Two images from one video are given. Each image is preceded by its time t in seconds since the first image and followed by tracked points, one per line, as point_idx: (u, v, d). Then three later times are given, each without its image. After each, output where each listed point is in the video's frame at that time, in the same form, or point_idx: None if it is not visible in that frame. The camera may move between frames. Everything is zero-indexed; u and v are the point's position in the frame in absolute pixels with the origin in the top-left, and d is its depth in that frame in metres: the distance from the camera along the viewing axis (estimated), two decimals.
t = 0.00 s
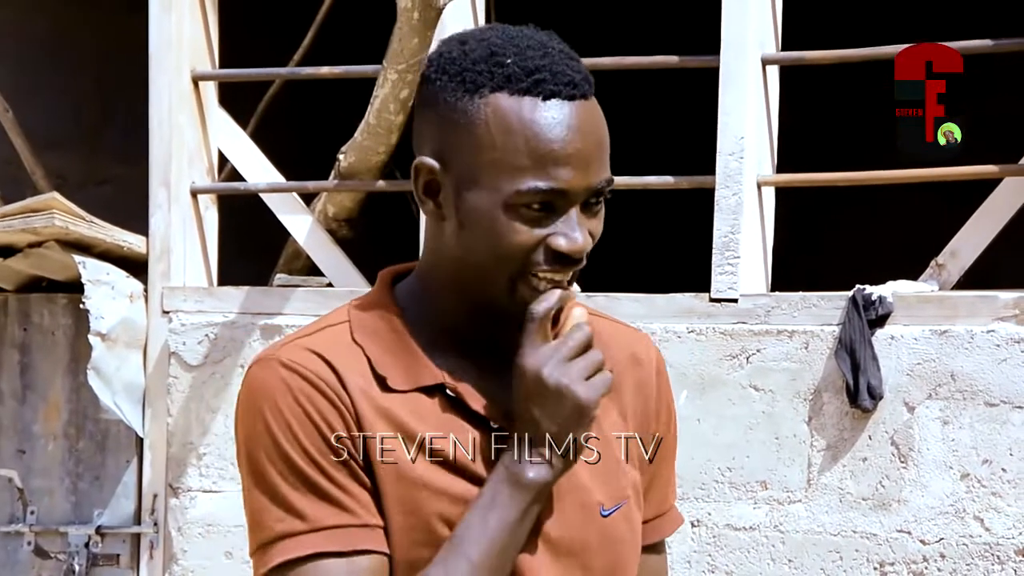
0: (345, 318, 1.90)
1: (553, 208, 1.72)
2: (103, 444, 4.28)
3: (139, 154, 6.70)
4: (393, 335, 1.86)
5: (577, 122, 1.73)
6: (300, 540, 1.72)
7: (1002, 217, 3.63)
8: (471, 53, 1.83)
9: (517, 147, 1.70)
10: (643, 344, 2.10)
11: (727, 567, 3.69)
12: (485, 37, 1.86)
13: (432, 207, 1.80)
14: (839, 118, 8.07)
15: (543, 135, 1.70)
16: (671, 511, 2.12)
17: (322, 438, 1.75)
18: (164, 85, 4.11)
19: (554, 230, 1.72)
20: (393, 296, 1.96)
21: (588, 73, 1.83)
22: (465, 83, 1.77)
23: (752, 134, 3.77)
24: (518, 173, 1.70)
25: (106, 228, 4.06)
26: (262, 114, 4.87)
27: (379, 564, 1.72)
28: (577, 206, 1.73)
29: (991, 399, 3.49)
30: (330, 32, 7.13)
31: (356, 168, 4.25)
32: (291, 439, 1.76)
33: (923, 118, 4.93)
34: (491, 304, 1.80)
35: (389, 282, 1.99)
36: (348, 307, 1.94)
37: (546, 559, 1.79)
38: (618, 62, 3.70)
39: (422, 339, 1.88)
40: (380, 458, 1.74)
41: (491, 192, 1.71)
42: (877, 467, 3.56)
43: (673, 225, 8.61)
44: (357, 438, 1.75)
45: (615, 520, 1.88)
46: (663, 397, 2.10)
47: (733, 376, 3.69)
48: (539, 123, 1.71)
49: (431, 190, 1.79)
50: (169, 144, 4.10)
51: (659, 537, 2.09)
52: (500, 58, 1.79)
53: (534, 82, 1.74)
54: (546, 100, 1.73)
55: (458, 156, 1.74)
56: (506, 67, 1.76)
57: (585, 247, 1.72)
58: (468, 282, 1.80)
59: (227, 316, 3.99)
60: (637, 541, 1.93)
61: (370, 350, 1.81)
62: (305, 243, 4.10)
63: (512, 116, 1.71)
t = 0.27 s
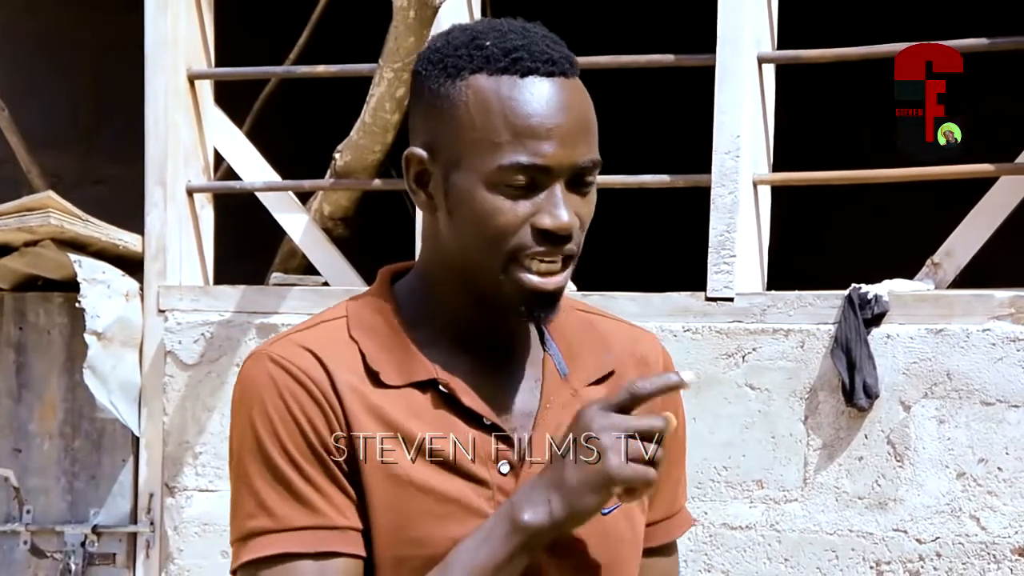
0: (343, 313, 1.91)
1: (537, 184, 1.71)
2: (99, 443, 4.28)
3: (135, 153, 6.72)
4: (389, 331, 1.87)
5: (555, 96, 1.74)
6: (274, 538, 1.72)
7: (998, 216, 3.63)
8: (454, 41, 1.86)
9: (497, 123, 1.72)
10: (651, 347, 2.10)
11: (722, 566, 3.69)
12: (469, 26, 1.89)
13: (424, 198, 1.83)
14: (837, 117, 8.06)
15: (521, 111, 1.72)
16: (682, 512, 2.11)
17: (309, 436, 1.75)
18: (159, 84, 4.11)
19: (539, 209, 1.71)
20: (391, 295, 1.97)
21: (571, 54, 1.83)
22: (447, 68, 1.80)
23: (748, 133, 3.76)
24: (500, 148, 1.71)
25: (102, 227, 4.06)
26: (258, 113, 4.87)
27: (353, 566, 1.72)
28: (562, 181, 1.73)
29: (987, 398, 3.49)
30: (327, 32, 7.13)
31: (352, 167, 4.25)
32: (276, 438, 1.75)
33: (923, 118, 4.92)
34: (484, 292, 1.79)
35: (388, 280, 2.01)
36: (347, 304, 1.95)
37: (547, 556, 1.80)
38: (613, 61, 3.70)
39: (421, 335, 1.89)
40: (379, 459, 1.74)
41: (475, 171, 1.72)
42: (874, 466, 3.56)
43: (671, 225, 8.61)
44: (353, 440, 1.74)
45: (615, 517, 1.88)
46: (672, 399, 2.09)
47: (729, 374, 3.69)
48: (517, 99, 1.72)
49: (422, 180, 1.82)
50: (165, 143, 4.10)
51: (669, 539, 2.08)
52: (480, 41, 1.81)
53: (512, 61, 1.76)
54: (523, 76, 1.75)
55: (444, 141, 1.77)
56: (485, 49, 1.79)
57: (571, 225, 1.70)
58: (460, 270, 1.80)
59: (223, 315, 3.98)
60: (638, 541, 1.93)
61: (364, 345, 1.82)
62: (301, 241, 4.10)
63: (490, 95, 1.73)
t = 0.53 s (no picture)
0: (341, 310, 1.93)
1: (529, 199, 1.71)
2: (99, 443, 4.28)
3: (135, 153, 6.72)
4: (384, 330, 1.88)
5: (555, 113, 1.73)
6: (266, 517, 1.73)
7: (999, 216, 3.62)
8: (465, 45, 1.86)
9: (496, 134, 1.72)
10: (657, 349, 2.08)
11: (722, 565, 3.68)
12: (482, 30, 1.88)
13: (424, 199, 1.84)
14: (836, 117, 8.06)
15: (520, 124, 1.72)
16: (697, 517, 2.08)
17: (297, 420, 1.76)
18: (160, 84, 4.11)
19: (529, 223, 1.71)
20: (391, 294, 1.98)
21: (579, 70, 1.82)
22: (454, 73, 1.80)
23: (749, 133, 3.76)
24: (495, 159, 1.71)
25: (103, 227, 4.06)
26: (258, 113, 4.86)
27: (343, 543, 1.71)
28: (555, 198, 1.72)
29: (987, 399, 3.49)
30: (327, 31, 7.13)
31: (353, 167, 4.24)
32: (264, 420, 1.77)
33: (923, 118, 4.92)
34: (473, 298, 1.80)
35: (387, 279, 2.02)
36: (345, 301, 1.96)
37: (530, 551, 1.82)
38: (614, 61, 3.70)
39: (421, 334, 1.90)
40: (378, 458, 1.75)
41: (470, 179, 1.73)
42: (874, 466, 3.56)
43: (671, 224, 8.61)
44: (354, 439, 1.75)
45: (605, 521, 1.88)
46: (676, 402, 2.08)
47: (729, 375, 3.69)
48: (516, 113, 1.72)
49: (424, 181, 1.83)
50: (166, 143, 4.10)
51: (684, 544, 2.05)
52: (488, 48, 1.81)
53: (515, 72, 1.76)
54: (524, 89, 1.74)
55: (444, 145, 1.78)
56: (492, 57, 1.79)
57: (560, 242, 1.70)
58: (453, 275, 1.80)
59: (224, 315, 3.98)
60: (634, 544, 1.93)
61: (357, 341, 1.84)
62: (302, 241, 4.10)
63: (490, 105, 1.74)
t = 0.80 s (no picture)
0: (334, 311, 1.93)
1: (518, 174, 1.75)
2: (100, 443, 4.29)
3: (135, 153, 6.73)
4: (378, 326, 1.89)
5: (541, 88, 1.77)
6: (277, 510, 1.73)
7: (1000, 216, 3.62)
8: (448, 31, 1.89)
9: (480, 111, 1.76)
10: (650, 343, 2.09)
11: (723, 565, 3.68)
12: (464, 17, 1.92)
13: (414, 188, 1.87)
14: (837, 118, 8.06)
15: (506, 100, 1.75)
16: (694, 509, 2.07)
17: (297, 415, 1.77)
18: (161, 84, 4.11)
19: (520, 199, 1.74)
20: (382, 292, 1.99)
21: (560, 47, 1.86)
22: (438, 59, 1.84)
23: (750, 133, 3.76)
24: (481, 137, 1.75)
25: (103, 227, 4.06)
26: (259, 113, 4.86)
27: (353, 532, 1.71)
28: (544, 172, 1.76)
29: (988, 398, 3.49)
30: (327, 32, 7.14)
31: (353, 167, 4.24)
32: (263, 415, 1.78)
33: (923, 118, 4.93)
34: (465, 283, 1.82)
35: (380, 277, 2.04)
36: (338, 301, 1.97)
37: (531, 550, 1.82)
38: (614, 60, 3.70)
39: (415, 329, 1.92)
40: (377, 458, 1.76)
41: (458, 160, 1.77)
42: (875, 466, 3.56)
43: (671, 225, 8.62)
44: (356, 439, 1.76)
45: (602, 516, 1.88)
46: (670, 396, 2.08)
47: (729, 375, 3.69)
48: (503, 89, 1.76)
49: (412, 172, 1.86)
50: (166, 143, 4.10)
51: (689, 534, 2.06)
52: (471, 32, 1.85)
53: (499, 50, 1.80)
54: (508, 67, 1.78)
55: (431, 131, 1.82)
56: (476, 40, 1.83)
57: (549, 214, 1.74)
58: (448, 263, 1.82)
59: (224, 315, 3.98)
60: (634, 540, 1.94)
61: (353, 340, 1.85)
62: (302, 242, 4.10)
63: (476, 84, 1.77)
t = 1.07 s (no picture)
0: (327, 316, 1.95)
1: (478, 146, 1.79)
2: (99, 443, 4.28)
3: (134, 153, 6.74)
4: (367, 338, 1.90)
5: (486, 60, 1.83)
6: (272, 510, 1.74)
7: (999, 217, 3.62)
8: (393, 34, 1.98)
9: (429, 94, 1.83)
10: (650, 347, 2.09)
11: (723, 566, 3.68)
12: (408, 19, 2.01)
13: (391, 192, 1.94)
14: (836, 118, 8.06)
15: (454, 77, 1.82)
16: (691, 514, 2.08)
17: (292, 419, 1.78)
18: (159, 85, 4.11)
19: (486, 168, 1.77)
20: (377, 299, 2.01)
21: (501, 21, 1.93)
22: (386, 59, 1.92)
23: (748, 134, 3.76)
24: (435, 118, 1.81)
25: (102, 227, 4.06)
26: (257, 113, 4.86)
27: (346, 528, 1.72)
28: (504, 139, 1.80)
29: (987, 399, 3.49)
30: (326, 31, 7.14)
31: (353, 167, 4.24)
32: (257, 418, 1.79)
33: (923, 118, 4.93)
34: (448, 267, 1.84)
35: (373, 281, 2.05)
36: (331, 305, 1.99)
37: (534, 552, 1.82)
38: (613, 61, 3.70)
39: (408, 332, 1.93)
40: (377, 459, 1.77)
41: (420, 147, 1.83)
42: (873, 467, 3.56)
43: (671, 225, 8.62)
44: (356, 438, 1.77)
45: (602, 516, 1.88)
46: (669, 399, 2.08)
47: (727, 375, 3.69)
48: (448, 66, 1.82)
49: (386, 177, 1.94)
50: (164, 143, 4.10)
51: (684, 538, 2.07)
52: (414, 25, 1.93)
53: (439, 30, 1.86)
54: (451, 45, 1.85)
55: (391, 131, 1.90)
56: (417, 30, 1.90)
57: (518, 177, 1.76)
58: (430, 256, 1.85)
59: (223, 315, 3.98)
60: (630, 541, 1.94)
61: (346, 344, 1.87)
62: (301, 242, 4.10)
63: (423, 68, 1.84)
